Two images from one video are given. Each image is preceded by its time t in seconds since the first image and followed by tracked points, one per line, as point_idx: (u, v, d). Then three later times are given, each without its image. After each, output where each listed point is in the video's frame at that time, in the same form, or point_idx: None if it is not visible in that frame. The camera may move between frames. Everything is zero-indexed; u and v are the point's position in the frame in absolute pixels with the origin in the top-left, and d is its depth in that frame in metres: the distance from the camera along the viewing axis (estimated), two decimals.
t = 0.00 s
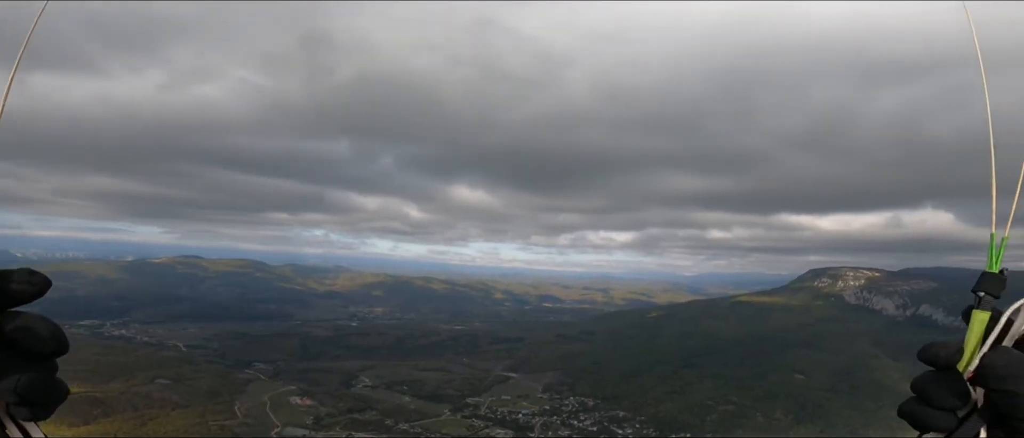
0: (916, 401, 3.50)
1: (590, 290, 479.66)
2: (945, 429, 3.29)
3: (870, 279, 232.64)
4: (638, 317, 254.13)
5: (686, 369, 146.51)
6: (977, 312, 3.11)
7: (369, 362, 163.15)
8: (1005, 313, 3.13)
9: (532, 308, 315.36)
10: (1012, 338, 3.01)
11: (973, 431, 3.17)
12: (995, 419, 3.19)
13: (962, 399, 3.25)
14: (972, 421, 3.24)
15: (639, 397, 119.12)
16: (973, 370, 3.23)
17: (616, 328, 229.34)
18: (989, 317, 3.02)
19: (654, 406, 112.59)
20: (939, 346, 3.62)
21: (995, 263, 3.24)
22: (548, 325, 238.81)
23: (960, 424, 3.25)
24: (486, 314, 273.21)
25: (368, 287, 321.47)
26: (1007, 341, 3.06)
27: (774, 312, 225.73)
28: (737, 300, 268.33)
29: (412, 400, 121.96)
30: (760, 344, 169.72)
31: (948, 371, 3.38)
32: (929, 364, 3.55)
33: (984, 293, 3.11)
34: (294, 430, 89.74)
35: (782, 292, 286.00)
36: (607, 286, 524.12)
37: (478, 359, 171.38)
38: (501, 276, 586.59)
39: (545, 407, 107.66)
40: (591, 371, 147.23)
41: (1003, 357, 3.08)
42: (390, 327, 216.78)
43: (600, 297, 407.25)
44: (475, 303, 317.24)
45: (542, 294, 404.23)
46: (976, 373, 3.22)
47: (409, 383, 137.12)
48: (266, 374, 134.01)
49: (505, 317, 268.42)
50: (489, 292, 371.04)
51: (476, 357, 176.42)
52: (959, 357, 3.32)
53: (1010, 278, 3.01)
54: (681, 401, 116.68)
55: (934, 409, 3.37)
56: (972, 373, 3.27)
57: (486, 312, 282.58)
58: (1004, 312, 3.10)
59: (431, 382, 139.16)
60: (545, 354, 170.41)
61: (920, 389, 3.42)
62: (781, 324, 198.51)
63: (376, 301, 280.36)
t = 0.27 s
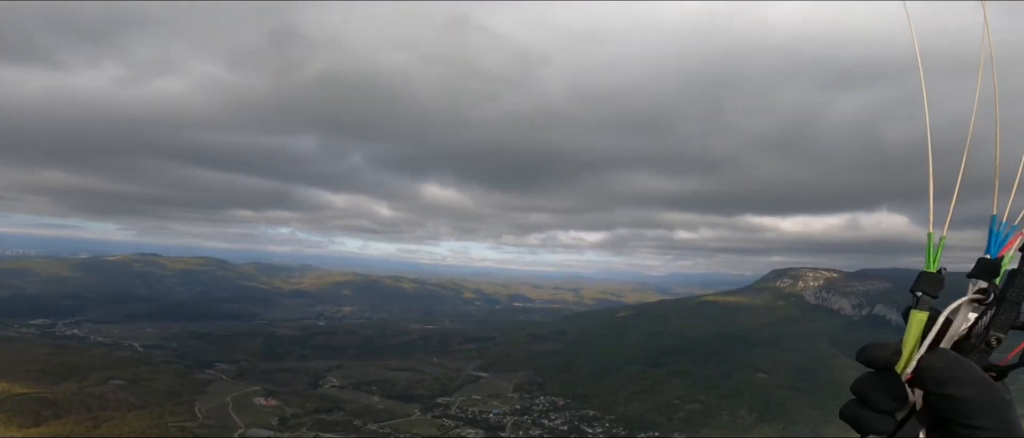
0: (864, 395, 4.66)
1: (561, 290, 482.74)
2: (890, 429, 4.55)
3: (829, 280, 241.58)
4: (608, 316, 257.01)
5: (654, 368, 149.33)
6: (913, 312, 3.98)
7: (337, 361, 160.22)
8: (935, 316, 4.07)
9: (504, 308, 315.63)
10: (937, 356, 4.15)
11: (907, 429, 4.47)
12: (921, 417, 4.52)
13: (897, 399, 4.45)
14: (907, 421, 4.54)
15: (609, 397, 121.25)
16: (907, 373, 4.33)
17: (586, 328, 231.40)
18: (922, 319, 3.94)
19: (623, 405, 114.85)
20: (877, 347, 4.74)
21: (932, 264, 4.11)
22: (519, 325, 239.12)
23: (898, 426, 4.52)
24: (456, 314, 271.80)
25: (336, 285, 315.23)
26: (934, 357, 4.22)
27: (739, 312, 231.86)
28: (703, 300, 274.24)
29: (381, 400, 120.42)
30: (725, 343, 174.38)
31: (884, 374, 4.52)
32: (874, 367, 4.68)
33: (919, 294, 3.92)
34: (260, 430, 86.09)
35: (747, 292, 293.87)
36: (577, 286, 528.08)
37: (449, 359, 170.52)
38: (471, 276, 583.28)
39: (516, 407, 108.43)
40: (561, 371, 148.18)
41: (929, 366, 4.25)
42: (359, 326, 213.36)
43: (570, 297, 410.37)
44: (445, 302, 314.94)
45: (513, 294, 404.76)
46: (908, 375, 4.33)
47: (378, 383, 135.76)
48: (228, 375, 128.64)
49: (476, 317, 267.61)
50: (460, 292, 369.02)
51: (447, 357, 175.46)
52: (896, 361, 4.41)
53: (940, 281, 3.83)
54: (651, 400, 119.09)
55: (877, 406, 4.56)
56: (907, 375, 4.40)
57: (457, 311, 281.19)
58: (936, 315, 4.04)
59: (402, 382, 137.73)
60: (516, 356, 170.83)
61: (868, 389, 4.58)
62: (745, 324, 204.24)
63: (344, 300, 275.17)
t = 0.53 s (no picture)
0: (835, 377, 4.56)
1: (530, 290, 484.97)
2: (857, 413, 4.40)
3: (790, 282, 249.37)
4: (577, 317, 258.92)
5: (623, 368, 151.10)
6: (880, 302, 4.17)
7: (303, 361, 156.59)
8: (898, 306, 4.27)
9: (473, 308, 315.02)
10: (901, 340, 4.13)
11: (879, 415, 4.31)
12: (886, 401, 4.34)
13: (865, 383, 4.38)
14: (874, 403, 4.42)
15: (579, 396, 122.54)
16: (876, 358, 4.35)
17: (556, 328, 232.48)
18: (886, 309, 4.11)
19: (591, 405, 116.36)
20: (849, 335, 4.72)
21: (895, 257, 4.34)
22: (489, 325, 238.46)
23: (869, 408, 4.40)
24: (426, 314, 269.33)
25: (302, 283, 308.05)
26: (900, 340, 4.15)
27: (704, 313, 237.34)
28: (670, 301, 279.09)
29: (349, 400, 118.15)
30: (691, 344, 178.29)
31: (852, 362, 4.51)
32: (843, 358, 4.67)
33: (882, 284, 4.11)
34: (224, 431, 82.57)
35: (712, 294, 301.23)
36: (547, 287, 530.19)
37: (418, 359, 168.77)
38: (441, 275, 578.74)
39: (485, 407, 108.52)
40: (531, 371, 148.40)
41: (896, 346, 4.16)
42: (326, 326, 209.10)
43: (540, 297, 412.56)
44: (415, 301, 311.65)
45: (484, 294, 404.49)
46: (877, 360, 4.33)
47: (345, 383, 133.64)
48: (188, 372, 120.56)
49: (446, 317, 265.80)
50: (430, 292, 365.80)
51: (417, 356, 173.64)
52: (865, 347, 4.40)
53: (902, 274, 4.04)
54: (619, 400, 120.62)
55: (847, 392, 4.47)
56: (875, 361, 4.41)
57: (426, 311, 278.66)
58: (899, 306, 4.23)
59: (370, 382, 135.48)
60: (486, 357, 170.37)
61: (837, 373, 4.50)
62: (710, 324, 209.21)
63: (311, 298, 269.25)
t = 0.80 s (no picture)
0: (833, 367, 4.52)
1: (503, 290, 485.77)
2: (858, 400, 4.39)
3: (757, 284, 255.62)
4: (550, 317, 259.96)
5: (595, 368, 152.42)
6: (876, 296, 4.13)
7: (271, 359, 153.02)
8: (893, 299, 4.29)
9: (445, 307, 313.86)
10: (898, 326, 4.16)
11: (879, 400, 4.29)
12: (889, 389, 4.35)
13: (864, 372, 4.37)
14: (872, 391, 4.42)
15: (551, 396, 123.69)
16: (873, 351, 4.35)
17: (528, 327, 232.88)
18: (879, 305, 4.13)
19: (562, 404, 117.42)
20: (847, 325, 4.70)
21: (888, 256, 4.41)
22: (462, 324, 237.43)
23: (868, 396, 4.38)
24: (398, 312, 266.48)
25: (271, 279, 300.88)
26: (894, 330, 4.16)
27: (674, 313, 241.32)
28: (642, 301, 282.84)
29: (318, 399, 115.84)
30: (660, 344, 181.38)
31: (852, 352, 4.46)
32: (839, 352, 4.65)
33: (874, 280, 4.14)
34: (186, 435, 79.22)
35: (681, 294, 307.06)
36: (520, 286, 530.89)
37: (390, 358, 166.84)
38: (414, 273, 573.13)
39: (457, 406, 108.37)
40: (504, 371, 148.30)
41: (892, 335, 4.18)
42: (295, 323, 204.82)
43: (512, 296, 413.71)
44: (387, 299, 308.06)
45: (455, 293, 402.93)
46: (873, 350, 4.32)
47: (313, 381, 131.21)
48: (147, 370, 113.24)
49: (418, 315, 263.44)
50: (402, 289, 361.91)
51: (388, 355, 171.61)
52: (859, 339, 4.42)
53: (895, 270, 4.06)
54: (590, 400, 121.83)
55: (850, 378, 4.44)
56: (873, 353, 4.39)
57: (398, 310, 275.65)
58: (893, 301, 4.26)
59: (339, 381, 133.12)
60: (459, 357, 169.61)
61: (838, 363, 4.43)
62: (679, 325, 213.18)
63: (279, 294, 263.22)
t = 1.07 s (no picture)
0: (823, 365, 4.81)
1: (479, 286, 485.49)
2: (846, 395, 4.66)
3: (729, 282, 260.89)
4: (526, 313, 260.64)
5: (570, 365, 153.54)
6: (857, 298, 4.52)
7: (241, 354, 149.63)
8: (875, 303, 4.62)
9: (421, 303, 312.34)
10: (882, 325, 4.44)
11: (867, 396, 4.54)
12: (876, 387, 4.61)
13: (850, 369, 4.65)
14: (860, 389, 4.67)
15: (527, 392, 124.41)
16: (859, 349, 4.64)
17: (504, 323, 233.08)
18: (863, 304, 4.44)
19: (538, 400, 118.27)
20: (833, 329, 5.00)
21: (869, 261, 4.72)
22: (437, 320, 236.17)
23: (855, 392, 4.64)
24: (373, 307, 263.54)
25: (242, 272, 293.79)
26: (879, 330, 4.44)
27: (648, 311, 244.62)
28: (617, 298, 285.91)
29: (290, 395, 113.75)
30: (635, 341, 183.88)
31: (839, 352, 4.74)
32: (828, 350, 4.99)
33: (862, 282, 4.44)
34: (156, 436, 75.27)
35: (655, 292, 311.65)
36: (496, 281, 530.68)
37: (364, 355, 165.04)
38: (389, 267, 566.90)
39: (433, 403, 108.39)
40: (480, 367, 148.18)
41: (876, 331, 4.47)
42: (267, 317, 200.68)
43: (489, 292, 413.77)
44: (362, 294, 304.35)
45: (432, 288, 400.94)
46: (860, 351, 4.62)
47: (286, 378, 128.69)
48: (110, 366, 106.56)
49: (393, 311, 261.10)
50: (377, 284, 357.86)
51: (363, 351, 169.79)
52: (845, 338, 4.75)
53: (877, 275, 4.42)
54: (566, 396, 123.03)
55: (837, 375, 4.72)
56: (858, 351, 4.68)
57: (373, 305, 272.64)
58: (874, 303, 4.59)
59: (312, 377, 130.98)
60: (434, 354, 168.85)
61: (825, 361, 4.70)
62: (653, 322, 216.42)
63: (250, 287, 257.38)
